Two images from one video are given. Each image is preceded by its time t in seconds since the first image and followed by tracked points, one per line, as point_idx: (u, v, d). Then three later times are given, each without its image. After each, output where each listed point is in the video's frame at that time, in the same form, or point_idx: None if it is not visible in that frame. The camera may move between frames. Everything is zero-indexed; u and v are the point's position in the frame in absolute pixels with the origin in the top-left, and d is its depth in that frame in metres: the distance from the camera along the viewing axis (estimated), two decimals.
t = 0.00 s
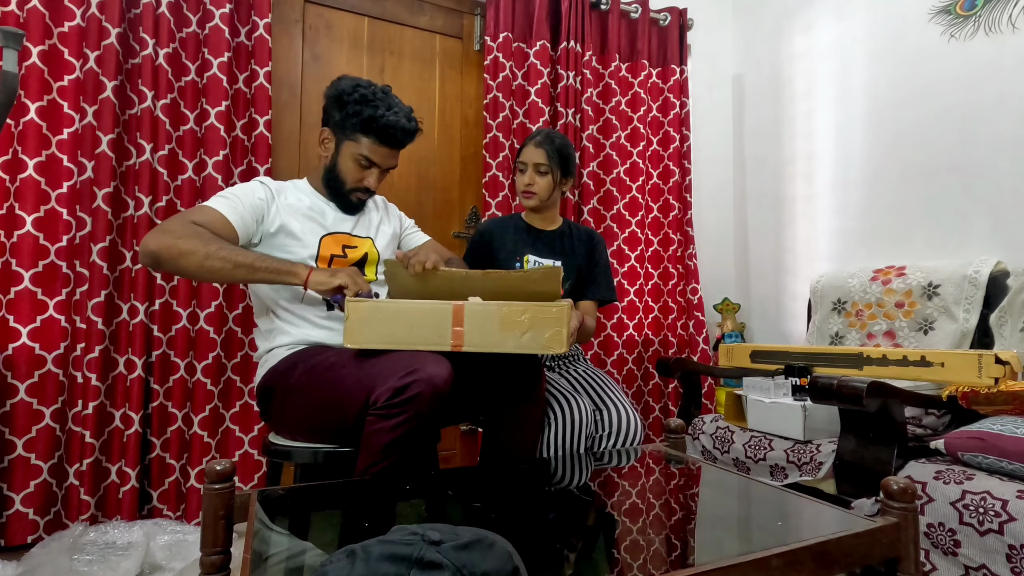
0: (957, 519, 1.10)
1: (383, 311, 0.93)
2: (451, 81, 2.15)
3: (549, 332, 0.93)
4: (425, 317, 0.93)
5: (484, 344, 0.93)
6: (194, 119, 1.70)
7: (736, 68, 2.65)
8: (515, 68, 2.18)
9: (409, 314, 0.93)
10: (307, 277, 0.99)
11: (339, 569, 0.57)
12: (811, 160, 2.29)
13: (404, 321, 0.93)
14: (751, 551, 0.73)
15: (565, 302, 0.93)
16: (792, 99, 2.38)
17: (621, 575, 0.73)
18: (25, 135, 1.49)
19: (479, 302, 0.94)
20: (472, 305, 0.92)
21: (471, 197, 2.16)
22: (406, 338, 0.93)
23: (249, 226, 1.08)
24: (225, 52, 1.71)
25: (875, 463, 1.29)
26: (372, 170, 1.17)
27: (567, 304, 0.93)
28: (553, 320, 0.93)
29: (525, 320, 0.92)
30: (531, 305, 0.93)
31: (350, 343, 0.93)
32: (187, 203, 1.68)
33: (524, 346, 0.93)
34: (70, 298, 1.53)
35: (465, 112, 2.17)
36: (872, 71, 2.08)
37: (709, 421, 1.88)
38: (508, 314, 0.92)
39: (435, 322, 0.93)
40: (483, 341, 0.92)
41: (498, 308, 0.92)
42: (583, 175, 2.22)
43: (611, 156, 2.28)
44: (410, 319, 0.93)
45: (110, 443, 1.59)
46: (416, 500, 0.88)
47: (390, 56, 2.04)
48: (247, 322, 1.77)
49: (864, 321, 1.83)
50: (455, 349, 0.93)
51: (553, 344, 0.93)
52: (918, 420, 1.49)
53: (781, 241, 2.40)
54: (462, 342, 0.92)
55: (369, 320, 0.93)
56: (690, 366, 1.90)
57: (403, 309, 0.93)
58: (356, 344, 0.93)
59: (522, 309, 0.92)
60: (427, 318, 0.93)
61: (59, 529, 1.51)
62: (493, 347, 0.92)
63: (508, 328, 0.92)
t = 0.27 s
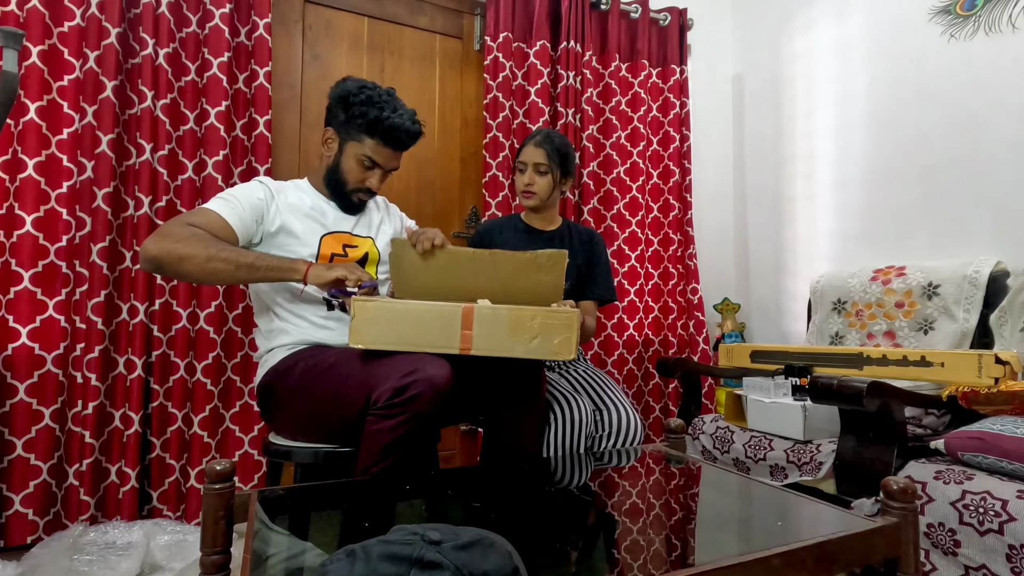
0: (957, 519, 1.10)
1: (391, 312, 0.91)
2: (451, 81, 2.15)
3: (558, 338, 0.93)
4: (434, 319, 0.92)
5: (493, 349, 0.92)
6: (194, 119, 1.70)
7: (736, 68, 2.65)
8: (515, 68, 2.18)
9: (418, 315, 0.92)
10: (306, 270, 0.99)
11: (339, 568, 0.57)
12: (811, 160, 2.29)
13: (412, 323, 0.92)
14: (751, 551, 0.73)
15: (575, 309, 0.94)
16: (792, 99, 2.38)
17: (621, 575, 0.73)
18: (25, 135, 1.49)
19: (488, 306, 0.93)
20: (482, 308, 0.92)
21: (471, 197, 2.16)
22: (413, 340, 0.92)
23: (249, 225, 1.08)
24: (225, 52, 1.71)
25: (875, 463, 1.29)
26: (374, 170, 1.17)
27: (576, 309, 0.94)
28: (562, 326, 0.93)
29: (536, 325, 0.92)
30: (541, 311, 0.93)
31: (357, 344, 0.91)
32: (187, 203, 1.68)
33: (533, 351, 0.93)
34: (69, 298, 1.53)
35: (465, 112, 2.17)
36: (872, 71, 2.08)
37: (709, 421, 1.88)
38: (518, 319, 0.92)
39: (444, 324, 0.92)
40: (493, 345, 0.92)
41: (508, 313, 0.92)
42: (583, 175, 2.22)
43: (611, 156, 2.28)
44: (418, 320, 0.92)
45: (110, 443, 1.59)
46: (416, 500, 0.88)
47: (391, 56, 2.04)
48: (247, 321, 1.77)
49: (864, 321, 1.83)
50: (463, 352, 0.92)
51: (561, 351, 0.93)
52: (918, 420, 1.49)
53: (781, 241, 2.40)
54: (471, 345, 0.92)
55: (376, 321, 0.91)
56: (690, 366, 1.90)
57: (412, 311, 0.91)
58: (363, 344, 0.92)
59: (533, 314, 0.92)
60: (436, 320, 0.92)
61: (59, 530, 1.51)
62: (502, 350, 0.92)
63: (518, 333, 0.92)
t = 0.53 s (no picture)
0: (957, 519, 1.10)
1: (391, 311, 0.91)
2: (451, 81, 2.15)
3: (559, 335, 0.93)
4: (434, 318, 0.92)
5: (493, 347, 0.92)
6: (194, 119, 1.70)
7: (736, 67, 2.65)
8: (515, 68, 2.18)
9: (417, 315, 0.92)
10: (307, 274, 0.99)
11: (339, 569, 0.57)
12: (811, 160, 2.29)
13: (412, 322, 0.92)
14: (751, 552, 0.73)
15: (575, 306, 0.94)
16: (792, 99, 2.38)
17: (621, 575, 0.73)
18: (25, 135, 1.49)
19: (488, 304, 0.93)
20: (482, 307, 0.92)
21: (471, 197, 2.16)
22: (413, 339, 0.92)
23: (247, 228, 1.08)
24: (225, 52, 1.71)
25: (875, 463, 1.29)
26: (371, 169, 1.17)
27: (576, 306, 0.94)
28: (563, 323, 0.93)
29: (536, 323, 0.92)
30: (542, 308, 0.93)
31: (357, 344, 0.92)
32: (187, 203, 1.68)
33: (534, 348, 0.93)
34: (69, 298, 1.53)
35: (465, 112, 2.17)
36: (872, 71, 2.08)
37: (709, 421, 1.88)
38: (518, 316, 0.92)
39: (444, 323, 0.92)
40: (493, 343, 0.92)
41: (509, 311, 0.92)
42: (583, 175, 2.22)
43: (611, 156, 2.28)
44: (418, 320, 0.92)
45: (110, 443, 1.59)
46: (416, 500, 0.88)
47: (390, 56, 2.04)
48: (247, 322, 1.77)
49: (864, 321, 1.83)
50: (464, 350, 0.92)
51: (562, 348, 0.93)
52: (918, 420, 1.49)
53: (782, 241, 2.40)
54: (471, 343, 0.92)
55: (376, 322, 0.92)
56: (690, 366, 1.90)
57: (411, 311, 0.91)
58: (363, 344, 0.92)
59: (533, 312, 0.92)
60: (436, 319, 0.92)
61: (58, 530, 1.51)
62: (503, 349, 0.92)
63: (519, 330, 0.92)
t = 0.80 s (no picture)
0: (957, 519, 1.10)
1: (380, 306, 0.93)
2: (451, 81, 2.15)
3: (546, 314, 0.93)
4: (422, 309, 0.93)
5: (483, 332, 0.92)
6: (194, 119, 1.70)
7: (736, 67, 2.65)
8: (515, 68, 2.17)
9: (406, 308, 0.93)
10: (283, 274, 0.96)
11: (339, 569, 0.57)
12: (811, 160, 2.29)
13: (401, 316, 0.92)
14: (751, 551, 0.73)
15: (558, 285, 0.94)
16: (792, 99, 2.38)
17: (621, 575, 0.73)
18: (24, 135, 1.49)
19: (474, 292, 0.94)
20: (468, 294, 0.92)
21: (471, 197, 2.17)
22: (405, 333, 0.93)
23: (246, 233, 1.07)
24: (225, 52, 1.71)
25: (875, 463, 1.29)
26: (375, 164, 1.17)
27: (561, 284, 0.95)
28: (550, 301, 0.93)
29: (522, 304, 0.92)
30: (527, 289, 0.93)
31: (350, 342, 0.93)
32: (187, 203, 1.68)
33: (523, 329, 0.93)
34: (68, 298, 1.53)
35: (465, 112, 2.17)
36: (872, 71, 2.08)
37: (709, 421, 1.88)
38: (505, 299, 0.92)
39: (432, 313, 0.92)
40: (482, 328, 0.92)
41: (494, 295, 0.92)
42: (583, 175, 2.22)
43: (611, 156, 2.28)
44: (407, 312, 0.93)
45: (109, 443, 1.59)
46: (416, 500, 0.88)
47: (391, 56, 2.04)
48: (247, 322, 1.77)
49: (864, 321, 1.83)
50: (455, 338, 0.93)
51: (551, 327, 0.93)
52: (918, 420, 1.49)
53: (782, 241, 2.40)
54: (461, 329, 0.92)
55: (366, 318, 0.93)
56: (690, 366, 1.90)
57: (399, 305, 0.93)
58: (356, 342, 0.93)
59: (517, 294, 0.93)
60: (424, 310, 0.92)
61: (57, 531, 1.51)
62: (492, 332, 0.92)
63: (506, 313, 0.92)
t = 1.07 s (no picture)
0: (957, 519, 1.10)
1: (378, 307, 0.93)
2: (451, 81, 2.15)
3: (545, 320, 0.93)
4: (420, 312, 0.93)
5: (482, 335, 0.92)
6: (194, 119, 1.70)
7: (736, 68, 2.65)
8: (515, 68, 2.17)
9: (402, 309, 0.93)
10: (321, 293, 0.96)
11: (339, 569, 0.57)
12: (811, 160, 2.29)
13: (398, 315, 0.93)
14: (751, 552, 0.73)
15: (559, 291, 0.94)
16: (792, 99, 2.38)
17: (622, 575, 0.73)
18: (23, 134, 1.49)
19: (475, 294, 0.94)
20: (467, 297, 0.92)
21: (471, 197, 2.17)
22: (403, 334, 0.93)
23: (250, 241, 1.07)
24: (225, 52, 1.71)
25: (875, 463, 1.29)
26: (374, 163, 1.18)
27: (562, 291, 0.94)
28: (549, 308, 0.93)
29: (522, 309, 0.93)
30: (527, 294, 0.93)
31: (349, 343, 0.94)
32: (187, 203, 1.68)
33: (522, 334, 0.93)
34: (68, 298, 1.52)
35: (465, 113, 2.17)
36: (872, 71, 2.08)
37: (709, 421, 1.88)
38: (504, 304, 0.92)
39: (430, 316, 0.92)
40: (480, 331, 0.92)
41: (493, 299, 0.92)
42: (583, 175, 2.21)
43: (611, 156, 2.28)
44: (405, 315, 0.93)
45: (109, 444, 1.59)
46: (416, 500, 0.88)
47: (391, 56, 2.04)
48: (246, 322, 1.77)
49: (864, 321, 1.83)
50: (453, 341, 0.93)
51: (550, 331, 0.93)
52: (918, 420, 1.49)
53: (782, 241, 2.40)
54: (459, 333, 0.92)
55: (364, 319, 0.93)
56: (690, 366, 1.90)
57: (397, 306, 0.93)
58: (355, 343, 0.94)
59: (518, 298, 0.92)
60: (422, 313, 0.92)
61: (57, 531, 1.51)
62: (490, 336, 0.92)
63: (505, 317, 0.92)
